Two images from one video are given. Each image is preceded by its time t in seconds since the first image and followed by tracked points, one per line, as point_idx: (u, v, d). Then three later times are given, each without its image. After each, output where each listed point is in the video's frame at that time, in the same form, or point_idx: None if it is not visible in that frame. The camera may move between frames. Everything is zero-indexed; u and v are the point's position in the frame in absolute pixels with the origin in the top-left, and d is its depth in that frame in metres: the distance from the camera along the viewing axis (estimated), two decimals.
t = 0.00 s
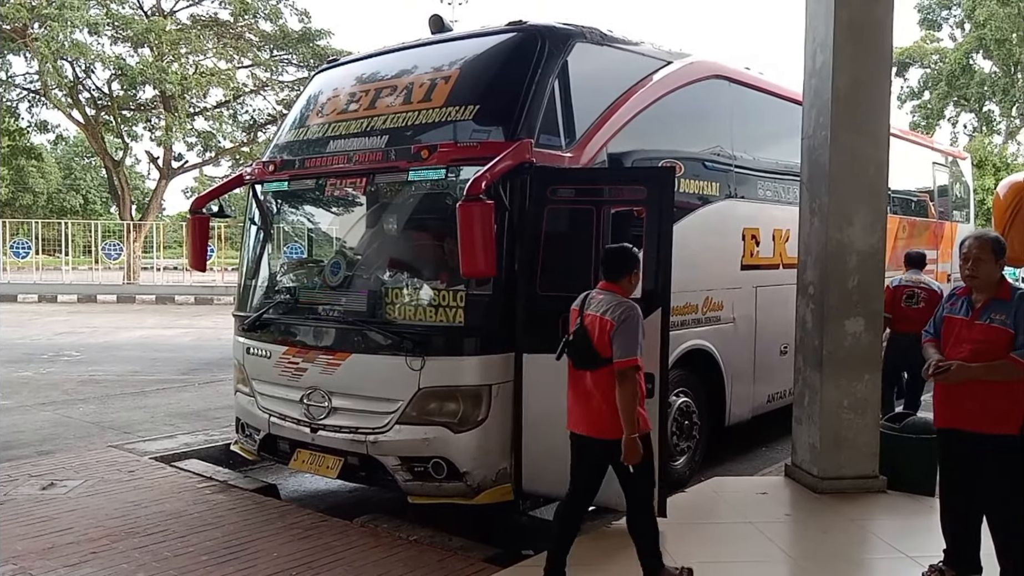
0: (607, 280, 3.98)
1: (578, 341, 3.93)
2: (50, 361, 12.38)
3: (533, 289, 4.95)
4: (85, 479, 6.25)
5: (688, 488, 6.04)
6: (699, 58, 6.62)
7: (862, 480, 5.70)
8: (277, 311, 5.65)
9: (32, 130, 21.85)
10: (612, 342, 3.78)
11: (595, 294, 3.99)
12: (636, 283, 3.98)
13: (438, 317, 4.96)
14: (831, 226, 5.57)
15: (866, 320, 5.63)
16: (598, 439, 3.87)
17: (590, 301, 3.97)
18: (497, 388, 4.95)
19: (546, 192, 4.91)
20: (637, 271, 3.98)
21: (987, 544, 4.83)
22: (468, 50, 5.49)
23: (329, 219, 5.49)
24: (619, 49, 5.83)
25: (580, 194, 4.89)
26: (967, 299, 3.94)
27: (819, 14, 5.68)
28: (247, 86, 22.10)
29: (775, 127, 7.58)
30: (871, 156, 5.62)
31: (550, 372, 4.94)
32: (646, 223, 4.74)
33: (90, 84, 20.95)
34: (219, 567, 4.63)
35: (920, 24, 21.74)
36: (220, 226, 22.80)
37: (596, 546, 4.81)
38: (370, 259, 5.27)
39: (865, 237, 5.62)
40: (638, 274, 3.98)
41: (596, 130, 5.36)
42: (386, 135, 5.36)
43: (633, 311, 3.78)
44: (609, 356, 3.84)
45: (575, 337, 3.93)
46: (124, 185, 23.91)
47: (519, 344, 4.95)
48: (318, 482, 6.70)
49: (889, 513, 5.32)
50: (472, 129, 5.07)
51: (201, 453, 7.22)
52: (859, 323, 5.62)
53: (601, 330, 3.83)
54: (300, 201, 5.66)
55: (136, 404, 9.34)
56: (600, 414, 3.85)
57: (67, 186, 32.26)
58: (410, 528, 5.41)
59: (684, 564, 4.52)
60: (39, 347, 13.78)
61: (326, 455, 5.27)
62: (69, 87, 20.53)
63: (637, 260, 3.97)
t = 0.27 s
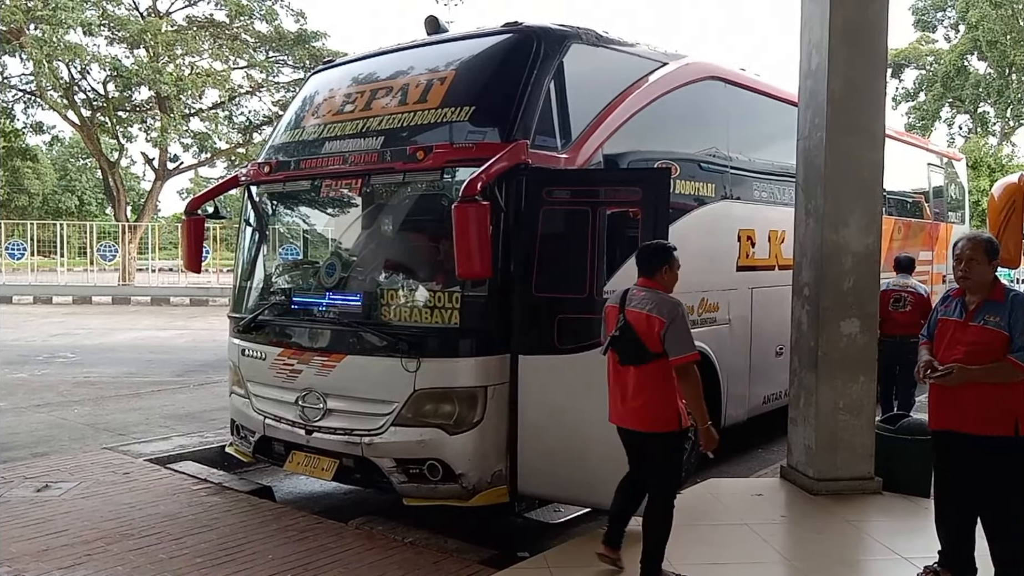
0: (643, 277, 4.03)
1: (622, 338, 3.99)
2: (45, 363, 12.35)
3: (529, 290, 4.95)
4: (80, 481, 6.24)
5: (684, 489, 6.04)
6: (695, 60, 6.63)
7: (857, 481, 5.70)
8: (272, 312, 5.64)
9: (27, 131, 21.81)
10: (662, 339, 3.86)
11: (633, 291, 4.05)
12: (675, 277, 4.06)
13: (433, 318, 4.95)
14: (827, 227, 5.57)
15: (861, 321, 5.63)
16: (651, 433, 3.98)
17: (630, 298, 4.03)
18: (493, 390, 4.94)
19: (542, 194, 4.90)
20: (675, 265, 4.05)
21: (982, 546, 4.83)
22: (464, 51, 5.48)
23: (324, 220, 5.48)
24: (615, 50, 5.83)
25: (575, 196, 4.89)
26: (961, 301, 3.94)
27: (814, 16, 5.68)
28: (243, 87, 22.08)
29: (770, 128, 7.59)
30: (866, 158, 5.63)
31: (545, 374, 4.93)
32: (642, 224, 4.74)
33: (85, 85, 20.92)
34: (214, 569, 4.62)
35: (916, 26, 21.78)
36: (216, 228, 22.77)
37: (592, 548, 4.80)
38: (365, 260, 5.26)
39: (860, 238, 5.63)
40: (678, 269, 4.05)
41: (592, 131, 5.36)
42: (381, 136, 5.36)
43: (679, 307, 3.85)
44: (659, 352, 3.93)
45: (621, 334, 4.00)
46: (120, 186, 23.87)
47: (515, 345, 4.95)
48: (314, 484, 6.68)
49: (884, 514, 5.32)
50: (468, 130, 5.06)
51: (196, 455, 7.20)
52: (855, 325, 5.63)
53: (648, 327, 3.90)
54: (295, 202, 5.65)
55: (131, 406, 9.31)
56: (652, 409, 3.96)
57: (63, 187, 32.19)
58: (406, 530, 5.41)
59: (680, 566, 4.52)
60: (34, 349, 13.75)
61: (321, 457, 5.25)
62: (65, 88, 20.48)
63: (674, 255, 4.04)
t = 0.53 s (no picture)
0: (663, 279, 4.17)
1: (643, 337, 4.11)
2: (41, 364, 12.32)
3: (525, 290, 4.96)
4: (76, 483, 6.22)
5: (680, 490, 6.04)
6: (691, 61, 6.63)
7: (854, 483, 5.71)
8: (268, 313, 5.64)
9: (23, 132, 21.77)
10: (683, 338, 3.99)
11: (654, 292, 4.18)
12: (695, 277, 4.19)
13: (429, 319, 4.95)
14: (823, 229, 5.58)
15: (857, 323, 5.64)
16: (671, 429, 4.09)
17: (651, 299, 4.16)
18: (489, 391, 4.94)
19: (539, 195, 4.91)
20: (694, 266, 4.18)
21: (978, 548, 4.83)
22: (461, 52, 5.48)
23: (320, 221, 5.48)
24: (611, 52, 5.83)
25: (572, 197, 4.88)
26: (958, 302, 3.95)
27: (811, 18, 5.69)
28: (240, 88, 22.06)
29: (767, 130, 7.60)
30: (863, 159, 5.63)
31: (542, 376, 4.93)
32: (638, 226, 4.73)
33: (82, 86, 20.90)
34: (210, 571, 4.61)
35: (912, 28, 21.81)
36: (212, 229, 22.74)
37: (588, 549, 4.80)
38: (362, 261, 5.25)
39: (857, 240, 5.64)
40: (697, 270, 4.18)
41: (588, 133, 5.36)
42: (378, 137, 5.36)
43: (698, 308, 4.01)
44: (680, 350, 4.05)
45: (641, 334, 4.12)
46: (116, 187, 23.83)
47: (512, 347, 4.96)
48: (310, 485, 6.67)
49: (880, 516, 5.32)
50: (464, 132, 5.06)
51: (192, 457, 7.19)
52: (851, 326, 5.63)
53: (669, 327, 4.03)
54: (292, 203, 5.65)
55: (128, 407, 9.30)
56: (671, 405, 4.07)
57: (59, 188, 32.13)
58: (402, 531, 5.40)
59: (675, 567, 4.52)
60: (30, 350, 13.71)
61: (317, 459, 5.25)
62: (61, 89, 20.46)
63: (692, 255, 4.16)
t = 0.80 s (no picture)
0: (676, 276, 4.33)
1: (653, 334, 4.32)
2: (39, 365, 12.32)
3: (522, 291, 4.97)
4: (74, 484, 6.21)
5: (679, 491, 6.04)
6: (690, 62, 6.64)
7: (852, 484, 5.71)
8: (267, 314, 5.63)
9: (22, 133, 21.76)
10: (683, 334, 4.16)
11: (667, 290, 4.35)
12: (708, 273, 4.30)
13: (427, 321, 4.94)
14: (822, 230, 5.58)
15: (856, 324, 5.64)
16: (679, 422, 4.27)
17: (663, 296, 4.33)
18: (487, 393, 4.95)
19: (537, 197, 4.91)
20: (706, 263, 4.29)
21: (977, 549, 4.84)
22: (459, 53, 5.48)
23: (319, 222, 5.47)
24: (609, 53, 5.83)
25: (570, 198, 4.88)
26: (959, 304, 3.95)
27: (809, 19, 5.69)
28: (238, 89, 22.04)
29: (765, 131, 7.60)
30: (861, 160, 5.64)
31: (540, 377, 4.93)
32: (636, 227, 4.73)
33: (80, 87, 20.89)
34: (208, 572, 4.61)
35: (911, 29, 21.81)
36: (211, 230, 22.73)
37: (587, 550, 4.80)
38: (360, 263, 5.25)
39: (855, 241, 5.64)
40: (709, 266, 4.29)
41: (587, 134, 5.36)
42: (376, 138, 5.36)
43: (701, 305, 4.15)
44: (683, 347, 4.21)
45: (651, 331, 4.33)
46: (115, 188, 23.82)
47: (511, 347, 4.97)
48: (308, 487, 6.67)
49: (879, 517, 5.32)
50: (462, 132, 5.06)
51: (190, 458, 7.18)
52: (850, 327, 5.63)
53: (671, 323, 4.20)
54: (290, 204, 5.65)
55: (126, 408, 9.28)
56: (680, 398, 4.24)
57: (57, 189, 32.12)
58: (401, 532, 5.40)
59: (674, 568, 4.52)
60: (28, 351, 13.70)
61: (316, 460, 5.24)
62: (59, 90, 20.46)
63: (700, 252, 4.27)
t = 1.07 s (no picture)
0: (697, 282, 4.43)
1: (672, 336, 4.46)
2: (38, 366, 12.32)
3: (522, 291, 4.97)
4: (73, 485, 6.21)
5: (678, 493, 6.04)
6: (689, 64, 6.64)
7: (852, 485, 5.71)
8: (266, 316, 5.63)
9: (21, 134, 21.77)
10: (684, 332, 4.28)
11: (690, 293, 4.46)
12: (722, 275, 4.35)
13: (427, 322, 4.93)
14: (821, 232, 5.58)
15: (855, 325, 5.65)
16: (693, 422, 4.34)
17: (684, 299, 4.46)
18: (486, 394, 4.95)
19: (537, 198, 4.91)
20: (718, 266, 4.34)
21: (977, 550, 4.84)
22: (458, 55, 5.49)
23: (318, 223, 5.48)
24: (609, 55, 5.84)
25: (569, 199, 4.90)
26: (958, 305, 3.95)
27: (809, 20, 5.70)
28: (238, 90, 22.05)
29: (764, 132, 7.60)
30: (861, 161, 5.64)
31: (540, 378, 4.94)
32: (635, 227, 4.76)
33: (80, 89, 20.89)
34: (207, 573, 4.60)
35: (910, 30, 21.82)
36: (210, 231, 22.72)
37: (586, 552, 4.80)
38: (360, 264, 5.26)
39: (855, 242, 5.64)
40: (723, 269, 4.33)
41: (586, 135, 5.36)
42: (375, 140, 5.36)
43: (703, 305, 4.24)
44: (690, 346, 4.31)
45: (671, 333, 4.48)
46: (114, 189, 23.82)
47: (510, 349, 4.97)
48: (307, 488, 6.67)
49: (879, 518, 5.33)
50: (462, 134, 5.06)
51: (189, 459, 7.18)
52: (849, 328, 5.63)
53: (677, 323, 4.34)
54: (289, 206, 5.65)
55: (124, 410, 9.28)
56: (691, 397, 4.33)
57: (57, 190, 32.12)
58: (400, 533, 5.40)
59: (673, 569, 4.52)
60: (27, 352, 13.70)
61: (315, 461, 5.24)
62: (59, 91, 20.45)
63: (712, 255, 4.35)
